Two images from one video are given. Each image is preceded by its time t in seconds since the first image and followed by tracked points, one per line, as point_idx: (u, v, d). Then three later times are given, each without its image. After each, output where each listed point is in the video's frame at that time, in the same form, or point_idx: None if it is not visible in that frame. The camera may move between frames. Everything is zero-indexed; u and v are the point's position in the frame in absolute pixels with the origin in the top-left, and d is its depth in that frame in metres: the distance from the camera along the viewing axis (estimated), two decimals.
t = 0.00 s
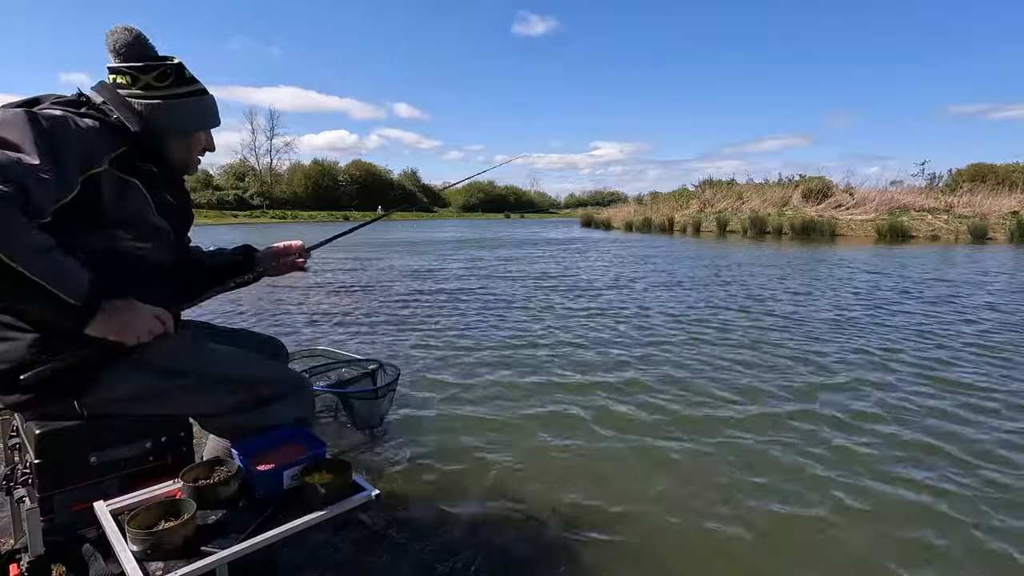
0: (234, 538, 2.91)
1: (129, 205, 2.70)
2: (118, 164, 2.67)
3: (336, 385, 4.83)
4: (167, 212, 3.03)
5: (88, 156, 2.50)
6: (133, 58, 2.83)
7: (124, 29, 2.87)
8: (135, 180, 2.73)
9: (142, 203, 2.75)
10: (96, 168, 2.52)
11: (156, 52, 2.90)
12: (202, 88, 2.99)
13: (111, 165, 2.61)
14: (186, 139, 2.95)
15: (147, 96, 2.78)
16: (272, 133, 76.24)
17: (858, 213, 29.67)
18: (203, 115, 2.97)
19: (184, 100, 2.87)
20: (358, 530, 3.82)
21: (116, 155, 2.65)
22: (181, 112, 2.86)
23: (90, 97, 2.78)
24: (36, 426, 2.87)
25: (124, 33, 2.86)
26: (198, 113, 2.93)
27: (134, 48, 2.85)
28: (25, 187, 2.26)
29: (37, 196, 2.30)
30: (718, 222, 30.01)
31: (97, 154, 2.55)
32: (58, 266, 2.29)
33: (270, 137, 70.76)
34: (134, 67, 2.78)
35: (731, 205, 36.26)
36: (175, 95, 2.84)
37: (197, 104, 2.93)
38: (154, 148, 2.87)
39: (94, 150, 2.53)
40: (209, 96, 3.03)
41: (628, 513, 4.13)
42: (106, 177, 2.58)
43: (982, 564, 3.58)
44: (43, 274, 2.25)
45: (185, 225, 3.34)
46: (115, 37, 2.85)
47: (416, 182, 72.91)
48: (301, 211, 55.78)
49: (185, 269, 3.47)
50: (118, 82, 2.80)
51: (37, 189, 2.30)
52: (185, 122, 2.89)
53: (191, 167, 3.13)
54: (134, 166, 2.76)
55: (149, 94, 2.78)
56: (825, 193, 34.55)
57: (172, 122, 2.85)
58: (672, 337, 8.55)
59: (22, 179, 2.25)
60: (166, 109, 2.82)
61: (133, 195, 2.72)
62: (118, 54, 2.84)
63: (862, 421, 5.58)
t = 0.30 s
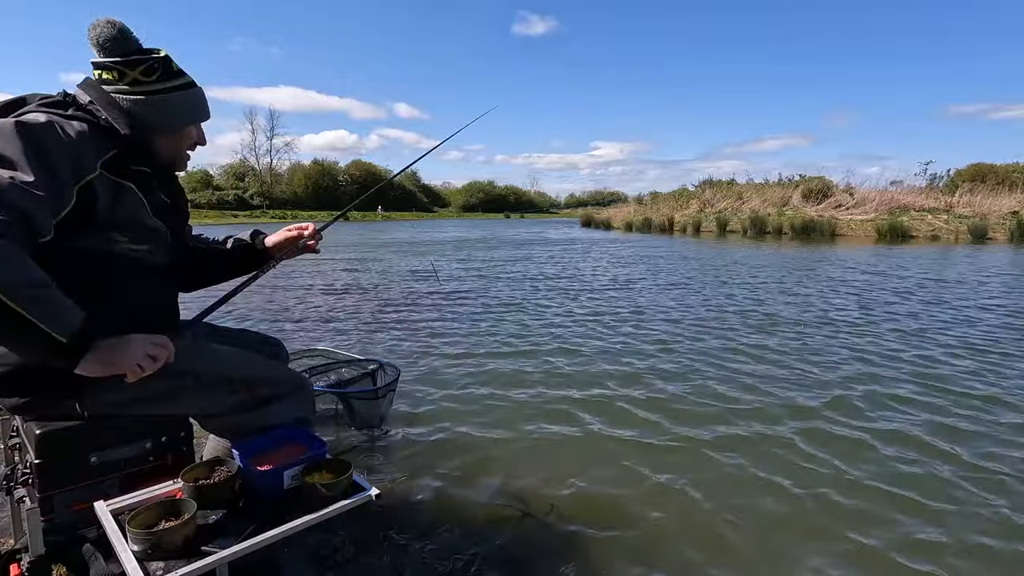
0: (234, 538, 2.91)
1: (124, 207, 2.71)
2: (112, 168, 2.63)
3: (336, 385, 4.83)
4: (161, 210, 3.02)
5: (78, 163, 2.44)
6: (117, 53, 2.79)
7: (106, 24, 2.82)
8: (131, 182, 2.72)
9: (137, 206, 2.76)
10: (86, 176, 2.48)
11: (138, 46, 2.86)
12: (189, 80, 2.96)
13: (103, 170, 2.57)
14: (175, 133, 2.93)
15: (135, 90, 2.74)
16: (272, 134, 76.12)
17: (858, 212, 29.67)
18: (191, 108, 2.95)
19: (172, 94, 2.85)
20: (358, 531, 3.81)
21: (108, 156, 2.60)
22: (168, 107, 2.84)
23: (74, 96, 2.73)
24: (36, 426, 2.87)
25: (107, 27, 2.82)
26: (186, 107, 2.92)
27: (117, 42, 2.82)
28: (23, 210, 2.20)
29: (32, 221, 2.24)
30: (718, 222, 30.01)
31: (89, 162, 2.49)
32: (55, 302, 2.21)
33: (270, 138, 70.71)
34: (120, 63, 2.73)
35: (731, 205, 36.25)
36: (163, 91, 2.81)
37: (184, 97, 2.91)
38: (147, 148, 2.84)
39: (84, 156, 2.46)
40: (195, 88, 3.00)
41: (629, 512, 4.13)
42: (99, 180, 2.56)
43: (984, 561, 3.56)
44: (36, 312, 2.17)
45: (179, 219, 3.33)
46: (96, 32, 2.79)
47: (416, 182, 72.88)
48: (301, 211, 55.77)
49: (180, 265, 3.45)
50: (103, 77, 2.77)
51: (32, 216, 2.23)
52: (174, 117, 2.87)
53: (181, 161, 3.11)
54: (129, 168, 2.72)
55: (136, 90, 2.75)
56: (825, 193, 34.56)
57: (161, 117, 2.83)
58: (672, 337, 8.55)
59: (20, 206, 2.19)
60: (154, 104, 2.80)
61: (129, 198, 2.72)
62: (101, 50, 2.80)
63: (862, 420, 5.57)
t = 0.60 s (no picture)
0: (234, 539, 2.91)
1: (125, 208, 2.71)
2: (112, 170, 2.63)
3: (336, 384, 4.82)
4: (160, 210, 3.02)
5: (81, 165, 2.44)
6: (112, 56, 2.70)
7: (94, 23, 2.69)
8: (131, 184, 2.72)
9: (138, 207, 2.76)
10: (88, 178, 2.48)
11: (130, 44, 2.78)
12: (183, 77, 2.95)
13: (103, 173, 2.57)
14: (173, 133, 2.94)
15: (133, 92, 2.73)
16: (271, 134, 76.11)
17: (858, 212, 29.68)
18: (187, 106, 2.95)
19: (168, 94, 2.84)
20: (359, 531, 3.81)
21: (108, 158, 2.61)
22: (165, 107, 2.84)
23: (70, 98, 2.71)
24: (37, 425, 2.88)
25: (95, 28, 2.68)
26: (183, 106, 2.92)
27: (109, 43, 2.70)
28: (31, 217, 2.21)
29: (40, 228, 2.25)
30: (718, 222, 30.00)
31: (89, 163, 2.48)
32: (65, 308, 2.20)
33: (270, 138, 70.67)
34: (117, 66, 2.69)
35: (731, 205, 36.25)
36: (160, 91, 2.81)
37: (180, 96, 2.90)
38: (146, 149, 2.85)
39: (85, 158, 2.46)
40: (190, 83, 2.99)
41: (630, 513, 4.13)
42: (101, 182, 2.56)
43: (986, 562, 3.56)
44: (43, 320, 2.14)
45: (178, 218, 3.33)
46: (85, 33, 2.67)
47: (416, 182, 72.86)
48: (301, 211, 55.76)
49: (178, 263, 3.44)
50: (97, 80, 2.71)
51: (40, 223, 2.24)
52: (171, 117, 2.88)
53: (179, 159, 3.12)
54: (129, 168, 2.72)
55: (134, 93, 2.74)
56: (825, 193, 34.58)
57: (159, 117, 2.84)
58: (673, 337, 8.54)
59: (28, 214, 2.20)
60: (151, 105, 2.80)
61: (129, 200, 2.72)
62: (93, 53, 2.69)
63: (863, 419, 5.57)
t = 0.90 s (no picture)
0: (233, 539, 2.95)
1: (129, 211, 2.73)
2: (115, 172, 2.65)
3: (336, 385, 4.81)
4: (162, 211, 3.02)
5: (89, 169, 2.44)
6: (118, 56, 2.71)
7: (104, 22, 2.70)
8: (135, 186, 2.76)
9: (142, 211, 2.79)
10: (97, 181, 2.48)
11: (139, 45, 2.78)
12: (190, 80, 2.93)
13: (109, 176, 2.59)
14: (178, 135, 2.93)
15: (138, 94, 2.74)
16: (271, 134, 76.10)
17: (858, 212, 29.68)
18: (193, 109, 2.93)
19: (173, 96, 2.83)
20: (359, 530, 3.81)
21: (113, 160, 2.61)
22: (170, 110, 2.84)
23: (76, 98, 2.73)
24: (36, 425, 2.89)
25: (104, 27, 2.69)
26: (188, 110, 2.90)
27: (117, 42, 2.71)
28: (48, 222, 2.23)
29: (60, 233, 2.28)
30: (718, 222, 29.99)
31: (96, 166, 2.47)
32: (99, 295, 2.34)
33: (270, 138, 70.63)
34: (123, 66, 2.69)
35: (731, 205, 36.24)
36: (164, 94, 2.80)
37: (187, 99, 2.89)
38: (150, 152, 2.85)
39: (94, 162, 2.46)
40: (197, 86, 2.97)
41: (631, 514, 4.13)
42: (106, 184, 2.57)
43: (987, 565, 3.57)
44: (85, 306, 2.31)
45: (180, 220, 3.33)
46: (93, 32, 2.68)
47: (416, 182, 72.88)
48: (300, 211, 55.73)
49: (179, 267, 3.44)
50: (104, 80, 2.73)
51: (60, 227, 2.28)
52: (177, 120, 2.87)
53: (184, 160, 3.11)
54: (132, 170, 2.73)
55: (138, 94, 2.74)
56: (825, 193, 34.58)
57: (164, 119, 2.83)
58: (673, 337, 8.54)
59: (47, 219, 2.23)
60: (155, 107, 2.79)
61: (133, 201, 2.74)
62: (100, 52, 2.71)
63: (863, 420, 5.58)
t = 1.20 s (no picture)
0: (233, 539, 2.95)
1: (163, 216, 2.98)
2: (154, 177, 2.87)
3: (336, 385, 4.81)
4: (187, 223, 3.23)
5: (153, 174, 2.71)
6: (150, 61, 2.89)
7: (139, 31, 2.90)
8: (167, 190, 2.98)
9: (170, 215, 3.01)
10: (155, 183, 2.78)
11: (170, 55, 2.96)
12: (217, 92, 3.08)
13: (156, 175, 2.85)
14: (202, 143, 3.09)
15: (166, 101, 2.90)
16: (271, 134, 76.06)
17: (858, 212, 29.67)
18: (217, 120, 3.09)
19: (199, 105, 2.98)
20: (359, 531, 3.81)
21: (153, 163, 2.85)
22: (196, 118, 2.99)
23: (106, 100, 2.90)
24: (36, 425, 2.89)
25: (139, 35, 2.88)
26: (212, 119, 3.05)
27: (150, 49, 2.90)
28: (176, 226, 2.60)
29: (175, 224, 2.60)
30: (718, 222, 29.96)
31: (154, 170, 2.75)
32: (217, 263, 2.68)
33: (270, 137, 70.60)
34: (154, 72, 2.86)
35: (731, 205, 36.21)
36: (192, 102, 2.95)
37: (213, 108, 3.05)
38: (179, 158, 3.02)
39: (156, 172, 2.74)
40: (223, 99, 3.12)
41: (632, 514, 4.12)
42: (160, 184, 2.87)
43: (988, 565, 3.57)
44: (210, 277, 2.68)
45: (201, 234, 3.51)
46: (127, 39, 2.86)
47: (416, 182, 72.86)
48: (300, 211, 55.70)
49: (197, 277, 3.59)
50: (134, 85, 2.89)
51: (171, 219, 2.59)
52: (202, 128, 3.03)
53: (205, 166, 3.27)
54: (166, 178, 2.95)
55: (167, 100, 2.90)
56: (824, 193, 34.58)
57: (191, 127, 2.99)
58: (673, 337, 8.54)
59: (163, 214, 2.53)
60: (182, 113, 2.95)
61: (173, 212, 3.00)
62: (134, 58, 2.89)
63: (864, 420, 5.58)
